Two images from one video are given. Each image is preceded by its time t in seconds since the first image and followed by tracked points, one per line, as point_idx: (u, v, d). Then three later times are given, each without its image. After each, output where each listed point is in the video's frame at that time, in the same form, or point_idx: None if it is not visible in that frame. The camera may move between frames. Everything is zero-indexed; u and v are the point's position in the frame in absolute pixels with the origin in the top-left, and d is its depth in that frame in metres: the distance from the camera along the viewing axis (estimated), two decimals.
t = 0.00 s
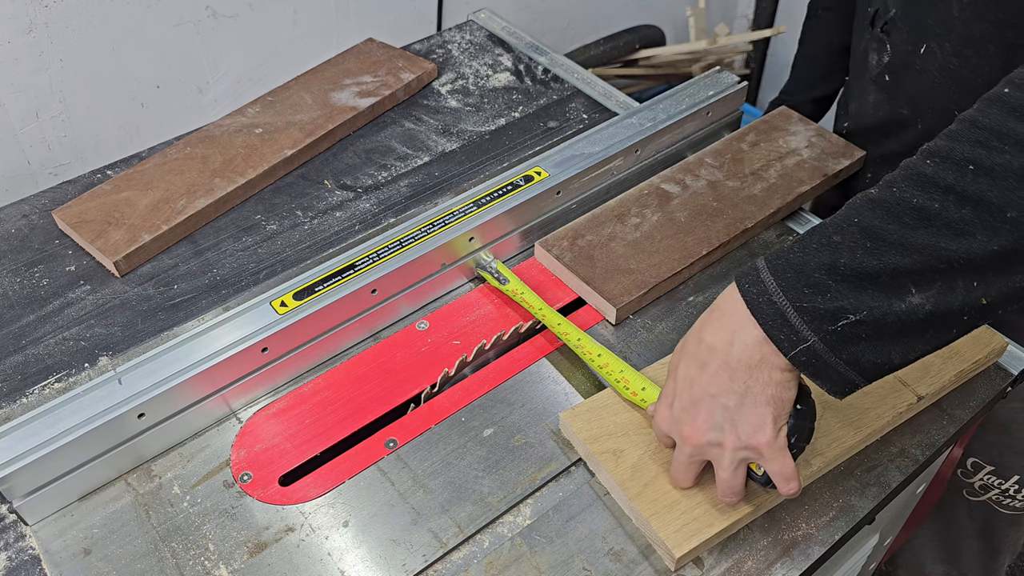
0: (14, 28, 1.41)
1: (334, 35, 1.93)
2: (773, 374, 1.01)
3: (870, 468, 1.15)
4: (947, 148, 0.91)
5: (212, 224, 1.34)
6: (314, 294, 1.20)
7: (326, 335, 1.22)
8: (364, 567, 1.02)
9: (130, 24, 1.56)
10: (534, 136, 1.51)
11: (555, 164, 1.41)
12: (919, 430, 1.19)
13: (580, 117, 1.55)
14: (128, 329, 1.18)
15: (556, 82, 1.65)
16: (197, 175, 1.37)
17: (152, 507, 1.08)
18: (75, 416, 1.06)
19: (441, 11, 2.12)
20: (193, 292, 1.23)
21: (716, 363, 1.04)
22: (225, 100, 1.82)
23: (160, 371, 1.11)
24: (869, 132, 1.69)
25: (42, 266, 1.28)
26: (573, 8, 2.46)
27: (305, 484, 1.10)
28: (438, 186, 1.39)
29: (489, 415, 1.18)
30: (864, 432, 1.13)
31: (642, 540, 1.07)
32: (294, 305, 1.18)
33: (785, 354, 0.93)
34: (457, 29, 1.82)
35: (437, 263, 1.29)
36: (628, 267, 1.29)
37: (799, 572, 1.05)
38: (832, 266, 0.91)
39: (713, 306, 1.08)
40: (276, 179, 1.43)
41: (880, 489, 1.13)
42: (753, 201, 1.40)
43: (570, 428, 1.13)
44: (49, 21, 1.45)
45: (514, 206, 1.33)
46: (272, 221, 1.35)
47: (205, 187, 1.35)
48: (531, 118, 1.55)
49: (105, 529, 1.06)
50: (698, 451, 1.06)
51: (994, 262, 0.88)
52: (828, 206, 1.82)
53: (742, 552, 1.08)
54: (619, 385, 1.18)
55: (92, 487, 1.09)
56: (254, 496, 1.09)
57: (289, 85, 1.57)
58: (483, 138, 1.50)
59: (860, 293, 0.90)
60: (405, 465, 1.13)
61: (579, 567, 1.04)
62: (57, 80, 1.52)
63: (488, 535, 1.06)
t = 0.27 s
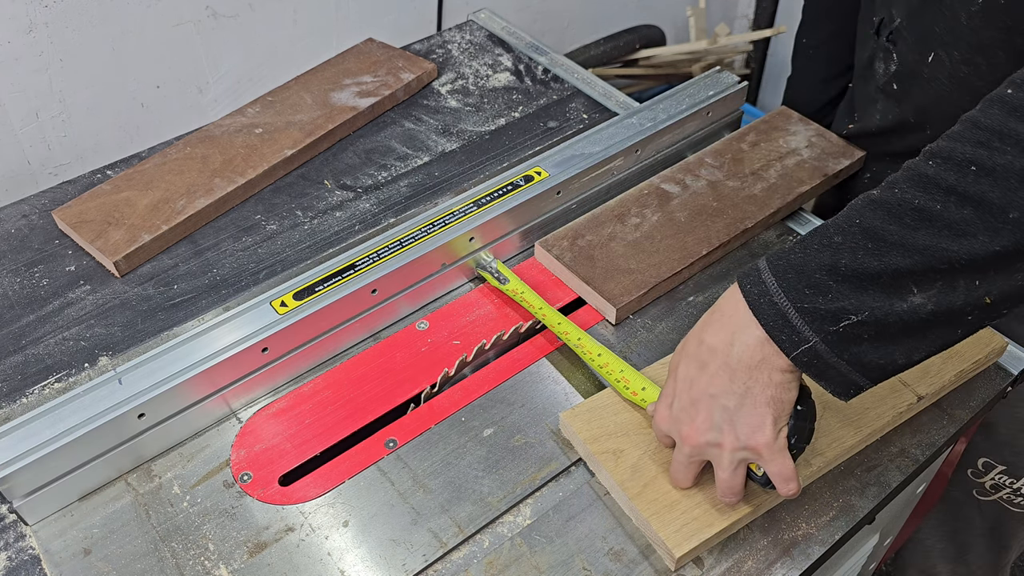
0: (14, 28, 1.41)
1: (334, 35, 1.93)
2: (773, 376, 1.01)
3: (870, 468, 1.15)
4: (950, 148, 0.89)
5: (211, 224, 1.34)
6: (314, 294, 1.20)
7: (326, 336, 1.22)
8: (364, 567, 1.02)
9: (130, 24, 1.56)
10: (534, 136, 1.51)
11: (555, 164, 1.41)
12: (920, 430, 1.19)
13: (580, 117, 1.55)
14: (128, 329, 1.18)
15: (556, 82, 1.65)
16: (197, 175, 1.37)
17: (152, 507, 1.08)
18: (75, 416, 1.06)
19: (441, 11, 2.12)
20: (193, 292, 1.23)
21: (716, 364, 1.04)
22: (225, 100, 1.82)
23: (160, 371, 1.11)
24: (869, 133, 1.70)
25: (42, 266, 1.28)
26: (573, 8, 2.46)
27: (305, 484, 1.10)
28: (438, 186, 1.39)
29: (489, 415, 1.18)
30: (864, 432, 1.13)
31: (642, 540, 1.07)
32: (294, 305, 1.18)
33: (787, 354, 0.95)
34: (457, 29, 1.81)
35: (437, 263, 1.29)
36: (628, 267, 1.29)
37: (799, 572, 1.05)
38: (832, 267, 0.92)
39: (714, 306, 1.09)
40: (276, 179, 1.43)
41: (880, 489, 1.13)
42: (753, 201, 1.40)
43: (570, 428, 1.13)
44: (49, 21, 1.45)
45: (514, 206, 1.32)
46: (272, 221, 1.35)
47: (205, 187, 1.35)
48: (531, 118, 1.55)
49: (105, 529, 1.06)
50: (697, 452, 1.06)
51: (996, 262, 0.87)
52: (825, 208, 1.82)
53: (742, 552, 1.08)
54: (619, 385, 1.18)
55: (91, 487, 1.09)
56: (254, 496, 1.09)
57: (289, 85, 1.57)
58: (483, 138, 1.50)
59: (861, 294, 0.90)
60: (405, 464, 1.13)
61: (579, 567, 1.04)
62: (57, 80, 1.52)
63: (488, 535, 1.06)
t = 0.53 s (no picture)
0: (11, 21, 1.40)
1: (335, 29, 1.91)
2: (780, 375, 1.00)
3: (877, 467, 1.14)
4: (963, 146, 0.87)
5: (211, 220, 1.32)
6: (314, 292, 1.18)
7: (327, 334, 1.20)
8: (364, 568, 1.01)
9: (128, 18, 1.54)
10: (537, 131, 1.49)
11: (559, 160, 1.39)
12: (928, 430, 1.17)
13: (584, 112, 1.54)
14: (126, 327, 1.17)
15: (560, 77, 1.64)
16: (196, 171, 1.36)
17: (150, 507, 1.07)
18: (72, 415, 1.04)
19: (442, 6, 2.10)
20: (192, 290, 1.21)
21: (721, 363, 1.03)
22: (224, 95, 1.80)
23: (158, 370, 1.09)
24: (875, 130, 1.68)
25: (39, 263, 1.27)
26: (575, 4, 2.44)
27: (305, 484, 1.09)
28: (440, 182, 1.37)
29: (492, 414, 1.16)
30: (871, 432, 1.09)
31: (646, 540, 1.06)
32: (294, 303, 1.16)
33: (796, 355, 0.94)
34: (459, 23, 1.80)
35: (439, 260, 1.27)
36: (631, 265, 1.27)
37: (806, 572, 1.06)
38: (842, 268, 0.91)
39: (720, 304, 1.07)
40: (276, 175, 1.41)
41: (887, 489, 1.12)
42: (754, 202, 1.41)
43: (573, 427, 1.11)
44: (46, 15, 1.44)
45: (518, 202, 1.30)
46: (272, 217, 1.33)
47: (204, 183, 1.33)
48: (534, 113, 1.53)
49: (102, 529, 1.05)
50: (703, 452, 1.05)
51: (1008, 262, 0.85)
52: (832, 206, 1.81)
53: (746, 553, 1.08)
54: (625, 382, 1.16)
55: (89, 487, 1.08)
56: (254, 497, 1.07)
57: (289, 80, 1.56)
58: (485, 134, 1.49)
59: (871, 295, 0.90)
60: (406, 464, 1.11)
61: (583, 568, 1.03)
62: (54, 74, 1.51)
63: (491, 535, 1.06)
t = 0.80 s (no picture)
0: (3, 10, 1.37)
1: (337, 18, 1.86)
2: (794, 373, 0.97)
3: (893, 467, 1.11)
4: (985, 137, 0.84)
5: (208, 214, 1.29)
6: (315, 287, 1.15)
7: (328, 330, 1.17)
8: (366, 570, 0.98)
9: (123, 6, 1.51)
10: (544, 122, 1.47)
11: (566, 151, 1.36)
12: (944, 428, 1.15)
13: (591, 102, 1.52)
14: (122, 323, 1.14)
15: (567, 66, 1.61)
16: (194, 163, 1.33)
17: (147, 508, 1.04)
18: (66, 413, 1.02)
19: None
20: (190, 284, 1.18)
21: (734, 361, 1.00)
22: (222, 85, 1.76)
23: (155, 367, 1.06)
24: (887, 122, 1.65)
25: (33, 257, 1.24)
26: None
27: (305, 484, 1.06)
28: (444, 175, 1.34)
29: (497, 412, 1.13)
30: (887, 431, 1.07)
31: (656, 541, 1.04)
32: (294, 298, 1.13)
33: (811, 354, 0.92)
34: (464, 11, 1.78)
35: (443, 254, 1.24)
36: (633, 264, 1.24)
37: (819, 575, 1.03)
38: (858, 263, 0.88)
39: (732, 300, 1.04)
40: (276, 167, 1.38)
41: (903, 489, 1.09)
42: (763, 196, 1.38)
43: (581, 425, 1.09)
44: (40, 3, 1.41)
45: (522, 195, 1.27)
46: (272, 210, 1.30)
47: (201, 175, 1.30)
48: (541, 104, 1.51)
49: (98, 531, 1.02)
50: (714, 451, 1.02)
51: None
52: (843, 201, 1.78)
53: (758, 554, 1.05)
54: (633, 380, 1.13)
55: (85, 487, 1.06)
56: (253, 497, 1.05)
57: (288, 70, 1.53)
58: (490, 125, 1.46)
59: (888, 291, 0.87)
60: (409, 464, 1.09)
61: (591, 569, 1.01)
62: (48, 64, 1.48)
63: (496, 537, 1.03)
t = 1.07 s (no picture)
0: None
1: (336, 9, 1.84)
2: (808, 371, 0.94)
3: (908, 466, 1.09)
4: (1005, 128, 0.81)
5: (206, 207, 1.26)
6: (316, 282, 1.12)
7: (329, 326, 1.14)
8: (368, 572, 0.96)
9: None
10: (550, 113, 1.43)
11: (573, 143, 1.33)
12: (960, 427, 1.12)
13: (599, 92, 1.48)
14: (118, 318, 1.11)
15: (574, 55, 1.58)
16: (192, 155, 1.30)
17: (143, 508, 1.02)
18: (60, 411, 0.99)
19: None
20: (187, 279, 1.15)
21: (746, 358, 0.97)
22: (220, 75, 1.72)
23: (151, 364, 1.04)
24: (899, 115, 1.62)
25: (26, 252, 1.21)
26: None
27: (306, 484, 1.03)
28: (448, 166, 1.31)
29: (502, 410, 1.11)
30: (902, 429, 1.04)
31: (665, 543, 1.01)
32: (294, 294, 1.11)
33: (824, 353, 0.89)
34: None
35: (447, 249, 1.21)
36: (631, 264, 1.21)
37: None
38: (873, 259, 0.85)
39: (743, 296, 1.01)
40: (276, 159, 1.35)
41: (918, 489, 1.07)
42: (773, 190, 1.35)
43: (588, 424, 1.06)
44: None
45: (528, 188, 1.24)
46: (271, 203, 1.27)
47: (199, 167, 1.27)
48: (547, 94, 1.48)
49: (93, 532, 1.00)
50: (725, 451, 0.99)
51: None
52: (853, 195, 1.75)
53: (770, 556, 1.03)
54: (642, 377, 1.11)
55: (81, 486, 1.03)
56: (252, 497, 1.02)
57: (289, 59, 1.50)
58: (495, 115, 1.42)
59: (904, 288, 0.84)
60: (413, 463, 1.06)
61: (598, 571, 0.98)
62: (42, 52, 1.44)
63: (501, 538, 1.01)
